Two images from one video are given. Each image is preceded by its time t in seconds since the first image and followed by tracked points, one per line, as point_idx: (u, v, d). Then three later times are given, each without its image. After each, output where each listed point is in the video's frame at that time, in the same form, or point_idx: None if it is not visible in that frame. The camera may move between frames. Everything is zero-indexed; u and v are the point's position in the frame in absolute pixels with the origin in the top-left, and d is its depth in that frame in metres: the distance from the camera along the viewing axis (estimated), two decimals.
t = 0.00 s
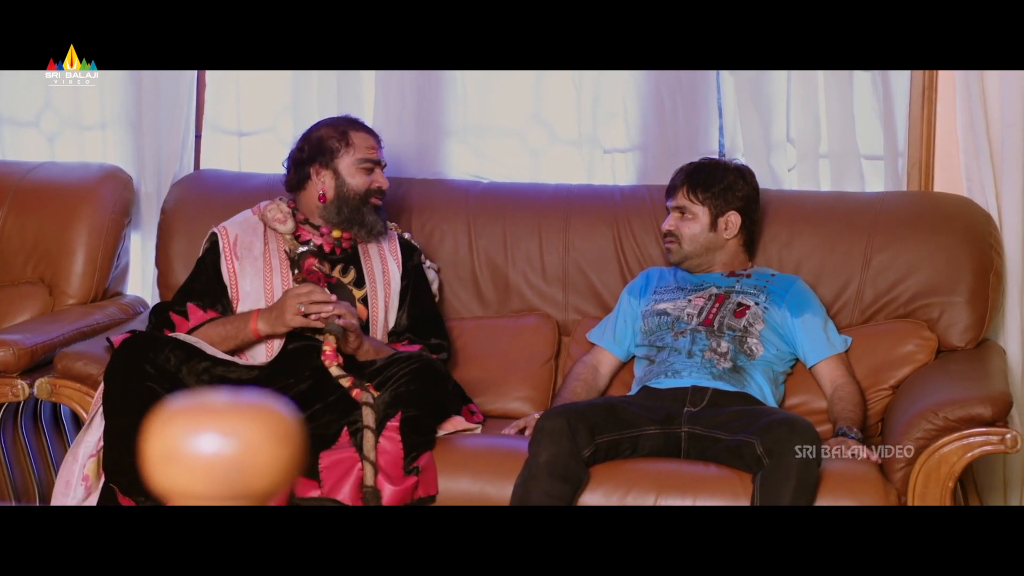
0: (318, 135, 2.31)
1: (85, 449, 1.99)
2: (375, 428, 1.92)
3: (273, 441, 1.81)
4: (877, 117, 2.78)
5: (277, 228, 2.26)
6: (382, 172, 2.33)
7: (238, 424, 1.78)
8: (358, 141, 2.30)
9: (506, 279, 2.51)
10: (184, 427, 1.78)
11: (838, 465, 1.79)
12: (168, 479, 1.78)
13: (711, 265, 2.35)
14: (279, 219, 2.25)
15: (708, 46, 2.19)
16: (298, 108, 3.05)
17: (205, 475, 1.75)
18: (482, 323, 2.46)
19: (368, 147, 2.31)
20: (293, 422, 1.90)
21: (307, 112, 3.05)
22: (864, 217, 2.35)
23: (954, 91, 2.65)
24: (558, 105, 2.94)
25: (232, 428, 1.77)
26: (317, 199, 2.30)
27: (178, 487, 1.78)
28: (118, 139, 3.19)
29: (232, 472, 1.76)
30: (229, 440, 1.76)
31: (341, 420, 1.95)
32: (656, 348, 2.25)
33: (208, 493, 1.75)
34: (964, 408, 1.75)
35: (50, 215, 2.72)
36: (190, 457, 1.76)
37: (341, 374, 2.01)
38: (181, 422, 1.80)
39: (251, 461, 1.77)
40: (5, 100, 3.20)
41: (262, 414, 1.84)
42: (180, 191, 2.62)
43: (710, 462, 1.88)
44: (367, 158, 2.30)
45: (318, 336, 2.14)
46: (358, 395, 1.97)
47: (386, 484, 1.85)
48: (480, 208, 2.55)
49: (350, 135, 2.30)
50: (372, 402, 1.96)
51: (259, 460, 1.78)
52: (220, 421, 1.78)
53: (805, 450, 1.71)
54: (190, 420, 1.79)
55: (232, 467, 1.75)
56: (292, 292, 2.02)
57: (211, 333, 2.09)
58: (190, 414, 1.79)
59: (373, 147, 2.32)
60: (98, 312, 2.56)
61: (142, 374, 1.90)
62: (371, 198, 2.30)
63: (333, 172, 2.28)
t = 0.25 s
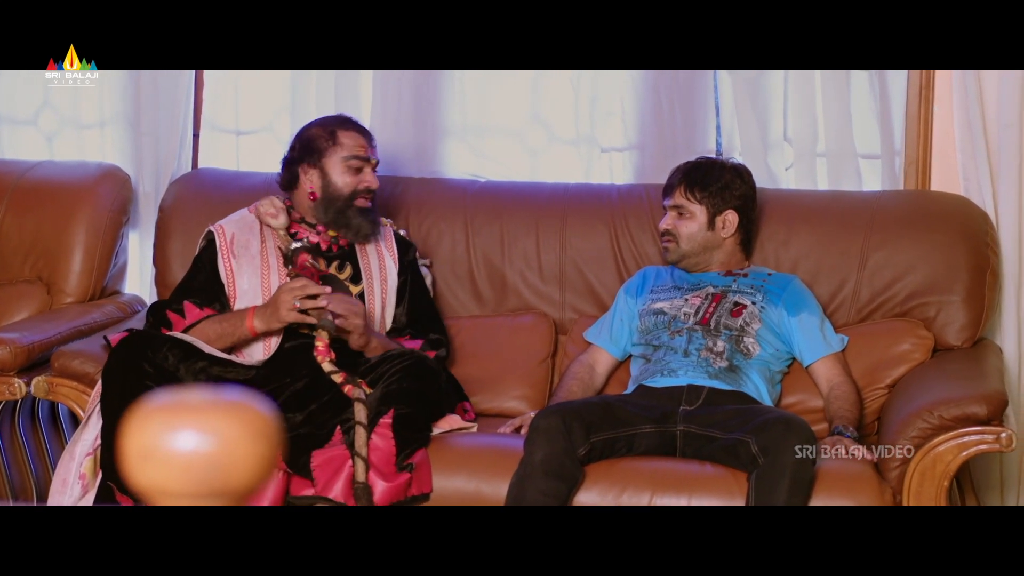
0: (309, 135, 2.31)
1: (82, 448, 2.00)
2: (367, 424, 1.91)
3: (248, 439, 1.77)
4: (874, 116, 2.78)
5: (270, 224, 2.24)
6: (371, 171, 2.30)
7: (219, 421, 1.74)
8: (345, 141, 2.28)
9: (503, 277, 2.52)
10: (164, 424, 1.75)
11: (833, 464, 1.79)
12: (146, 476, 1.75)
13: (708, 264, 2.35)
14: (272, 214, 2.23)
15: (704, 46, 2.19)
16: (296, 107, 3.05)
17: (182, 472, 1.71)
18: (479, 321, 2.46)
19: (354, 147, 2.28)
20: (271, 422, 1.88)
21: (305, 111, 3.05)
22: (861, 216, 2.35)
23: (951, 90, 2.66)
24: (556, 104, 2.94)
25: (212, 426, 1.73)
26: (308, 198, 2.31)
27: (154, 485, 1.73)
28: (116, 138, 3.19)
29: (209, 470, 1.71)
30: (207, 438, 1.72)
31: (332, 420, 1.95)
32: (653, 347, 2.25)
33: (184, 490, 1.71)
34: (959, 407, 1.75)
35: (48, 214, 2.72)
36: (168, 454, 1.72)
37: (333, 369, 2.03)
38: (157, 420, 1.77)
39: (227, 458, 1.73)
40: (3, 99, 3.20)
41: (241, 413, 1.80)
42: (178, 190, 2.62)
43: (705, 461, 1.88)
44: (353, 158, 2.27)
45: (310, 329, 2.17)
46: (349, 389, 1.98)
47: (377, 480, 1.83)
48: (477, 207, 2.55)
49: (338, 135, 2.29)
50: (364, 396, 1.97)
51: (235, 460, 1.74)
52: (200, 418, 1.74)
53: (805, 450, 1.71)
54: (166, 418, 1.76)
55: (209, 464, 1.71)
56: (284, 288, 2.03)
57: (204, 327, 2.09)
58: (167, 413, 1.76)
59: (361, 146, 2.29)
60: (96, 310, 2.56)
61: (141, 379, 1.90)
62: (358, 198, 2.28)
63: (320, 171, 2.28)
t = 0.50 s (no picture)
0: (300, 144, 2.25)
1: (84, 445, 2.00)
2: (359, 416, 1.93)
3: (230, 437, 1.84)
4: (876, 114, 2.78)
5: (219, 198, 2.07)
6: (337, 198, 2.19)
7: (203, 418, 1.84)
8: (313, 161, 2.19)
9: (504, 275, 2.52)
10: (147, 420, 1.84)
11: (832, 462, 1.80)
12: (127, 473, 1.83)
13: (709, 263, 2.34)
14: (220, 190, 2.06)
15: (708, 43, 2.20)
16: (298, 106, 3.06)
17: (167, 468, 1.81)
18: (480, 319, 2.46)
19: (319, 171, 2.17)
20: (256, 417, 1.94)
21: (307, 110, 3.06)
22: (862, 214, 2.35)
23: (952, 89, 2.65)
24: (557, 102, 2.94)
25: (194, 423, 1.83)
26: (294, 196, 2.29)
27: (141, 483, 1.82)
28: (118, 136, 3.20)
29: (193, 467, 1.81)
30: (192, 433, 1.82)
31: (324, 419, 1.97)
32: (653, 345, 2.25)
33: (170, 487, 1.80)
34: (958, 406, 1.75)
35: (50, 212, 2.72)
36: (153, 450, 1.81)
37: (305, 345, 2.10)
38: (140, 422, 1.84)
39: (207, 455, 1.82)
40: (5, 97, 3.21)
41: (226, 408, 1.89)
42: (179, 188, 2.63)
43: (705, 459, 1.89)
44: (317, 182, 2.18)
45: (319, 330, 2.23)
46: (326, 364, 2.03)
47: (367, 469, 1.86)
48: (478, 205, 2.56)
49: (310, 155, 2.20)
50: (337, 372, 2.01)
51: (218, 454, 1.83)
52: (183, 415, 1.84)
53: (806, 450, 1.71)
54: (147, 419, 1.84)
55: (194, 461, 1.81)
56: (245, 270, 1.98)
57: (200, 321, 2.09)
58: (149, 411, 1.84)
59: (325, 173, 2.17)
60: (98, 307, 2.57)
61: (144, 382, 1.91)
62: (321, 220, 2.20)
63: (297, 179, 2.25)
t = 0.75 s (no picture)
0: (322, 130, 2.32)
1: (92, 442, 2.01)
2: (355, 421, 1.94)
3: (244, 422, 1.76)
4: (883, 112, 2.77)
5: (234, 210, 2.08)
6: (385, 168, 2.29)
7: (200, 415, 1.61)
8: (359, 135, 2.28)
9: (512, 272, 2.52)
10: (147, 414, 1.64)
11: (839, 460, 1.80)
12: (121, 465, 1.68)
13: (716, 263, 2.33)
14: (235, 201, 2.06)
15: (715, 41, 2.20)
16: (306, 103, 3.06)
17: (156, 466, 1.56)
18: (487, 317, 2.47)
19: (369, 142, 2.28)
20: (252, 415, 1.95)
21: (315, 107, 3.06)
22: (869, 212, 2.35)
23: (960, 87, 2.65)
24: (565, 100, 2.94)
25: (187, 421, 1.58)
26: (321, 194, 2.31)
27: (136, 480, 1.61)
28: (127, 133, 3.21)
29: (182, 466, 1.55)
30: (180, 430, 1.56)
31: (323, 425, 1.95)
32: (659, 342, 2.25)
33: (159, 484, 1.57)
34: (964, 404, 1.75)
35: (58, 209, 2.74)
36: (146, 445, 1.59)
37: (310, 358, 2.07)
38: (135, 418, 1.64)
39: (204, 450, 1.58)
40: (15, 94, 3.22)
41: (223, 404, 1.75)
42: (188, 185, 2.64)
43: (710, 456, 1.89)
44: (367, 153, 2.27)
45: (332, 328, 2.22)
46: (328, 377, 2.02)
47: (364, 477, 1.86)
48: (485, 202, 2.56)
49: (350, 131, 2.29)
50: (341, 385, 2.01)
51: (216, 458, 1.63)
52: (180, 412, 1.60)
53: (804, 450, 1.71)
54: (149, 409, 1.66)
55: (183, 461, 1.55)
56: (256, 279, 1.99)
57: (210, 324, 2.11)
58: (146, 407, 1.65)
59: (375, 142, 2.29)
60: (106, 305, 2.58)
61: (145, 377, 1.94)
62: (373, 194, 2.27)
63: (333, 167, 2.29)
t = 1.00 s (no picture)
0: (347, 125, 2.31)
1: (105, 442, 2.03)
2: (364, 417, 1.95)
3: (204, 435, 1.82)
4: (896, 112, 2.76)
5: (279, 206, 2.19)
6: (411, 162, 2.33)
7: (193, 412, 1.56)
8: (387, 130, 2.30)
9: (524, 272, 2.53)
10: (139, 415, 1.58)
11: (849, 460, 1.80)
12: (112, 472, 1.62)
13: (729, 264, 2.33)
14: (281, 198, 2.18)
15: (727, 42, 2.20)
16: (318, 103, 3.08)
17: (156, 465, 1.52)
18: (499, 317, 2.48)
19: (396, 137, 2.31)
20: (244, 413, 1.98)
21: (327, 107, 3.08)
22: (881, 212, 2.35)
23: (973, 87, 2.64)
24: (576, 100, 2.94)
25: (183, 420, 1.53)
26: (348, 189, 2.30)
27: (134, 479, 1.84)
28: (140, 133, 3.23)
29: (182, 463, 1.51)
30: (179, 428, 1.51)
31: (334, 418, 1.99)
32: (671, 342, 2.26)
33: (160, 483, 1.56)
34: (975, 405, 1.75)
35: (72, 209, 2.76)
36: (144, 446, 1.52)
37: (332, 356, 2.07)
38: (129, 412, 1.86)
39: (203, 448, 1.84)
40: (29, 95, 3.25)
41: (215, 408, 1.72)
42: (201, 185, 2.66)
43: (721, 457, 1.89)
44: (397, 147, 2.30)
45: (353, 324, 2.23)
46: (349, 378, 2.03)
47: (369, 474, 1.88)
48: (498, 202, 2.57)
49: (380, 125, 2.30)
50: (362, 385, 2.02)
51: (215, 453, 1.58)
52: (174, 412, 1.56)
53: (804, 450, 1.71)
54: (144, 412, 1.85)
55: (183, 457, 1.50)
56: (289, 278, 2.01)
57: (229, 319, 2.12)
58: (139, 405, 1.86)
59: (402, 136, 2.32)
60: (119, 304, 2.60)
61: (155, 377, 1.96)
62: (402, 188, 2.31)
63: (363, 162, 2.28)
